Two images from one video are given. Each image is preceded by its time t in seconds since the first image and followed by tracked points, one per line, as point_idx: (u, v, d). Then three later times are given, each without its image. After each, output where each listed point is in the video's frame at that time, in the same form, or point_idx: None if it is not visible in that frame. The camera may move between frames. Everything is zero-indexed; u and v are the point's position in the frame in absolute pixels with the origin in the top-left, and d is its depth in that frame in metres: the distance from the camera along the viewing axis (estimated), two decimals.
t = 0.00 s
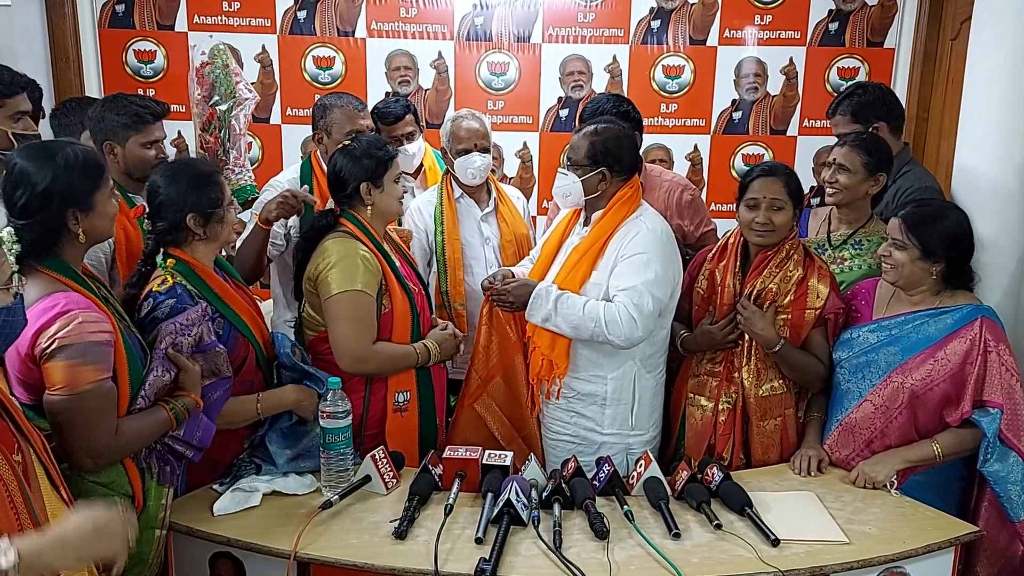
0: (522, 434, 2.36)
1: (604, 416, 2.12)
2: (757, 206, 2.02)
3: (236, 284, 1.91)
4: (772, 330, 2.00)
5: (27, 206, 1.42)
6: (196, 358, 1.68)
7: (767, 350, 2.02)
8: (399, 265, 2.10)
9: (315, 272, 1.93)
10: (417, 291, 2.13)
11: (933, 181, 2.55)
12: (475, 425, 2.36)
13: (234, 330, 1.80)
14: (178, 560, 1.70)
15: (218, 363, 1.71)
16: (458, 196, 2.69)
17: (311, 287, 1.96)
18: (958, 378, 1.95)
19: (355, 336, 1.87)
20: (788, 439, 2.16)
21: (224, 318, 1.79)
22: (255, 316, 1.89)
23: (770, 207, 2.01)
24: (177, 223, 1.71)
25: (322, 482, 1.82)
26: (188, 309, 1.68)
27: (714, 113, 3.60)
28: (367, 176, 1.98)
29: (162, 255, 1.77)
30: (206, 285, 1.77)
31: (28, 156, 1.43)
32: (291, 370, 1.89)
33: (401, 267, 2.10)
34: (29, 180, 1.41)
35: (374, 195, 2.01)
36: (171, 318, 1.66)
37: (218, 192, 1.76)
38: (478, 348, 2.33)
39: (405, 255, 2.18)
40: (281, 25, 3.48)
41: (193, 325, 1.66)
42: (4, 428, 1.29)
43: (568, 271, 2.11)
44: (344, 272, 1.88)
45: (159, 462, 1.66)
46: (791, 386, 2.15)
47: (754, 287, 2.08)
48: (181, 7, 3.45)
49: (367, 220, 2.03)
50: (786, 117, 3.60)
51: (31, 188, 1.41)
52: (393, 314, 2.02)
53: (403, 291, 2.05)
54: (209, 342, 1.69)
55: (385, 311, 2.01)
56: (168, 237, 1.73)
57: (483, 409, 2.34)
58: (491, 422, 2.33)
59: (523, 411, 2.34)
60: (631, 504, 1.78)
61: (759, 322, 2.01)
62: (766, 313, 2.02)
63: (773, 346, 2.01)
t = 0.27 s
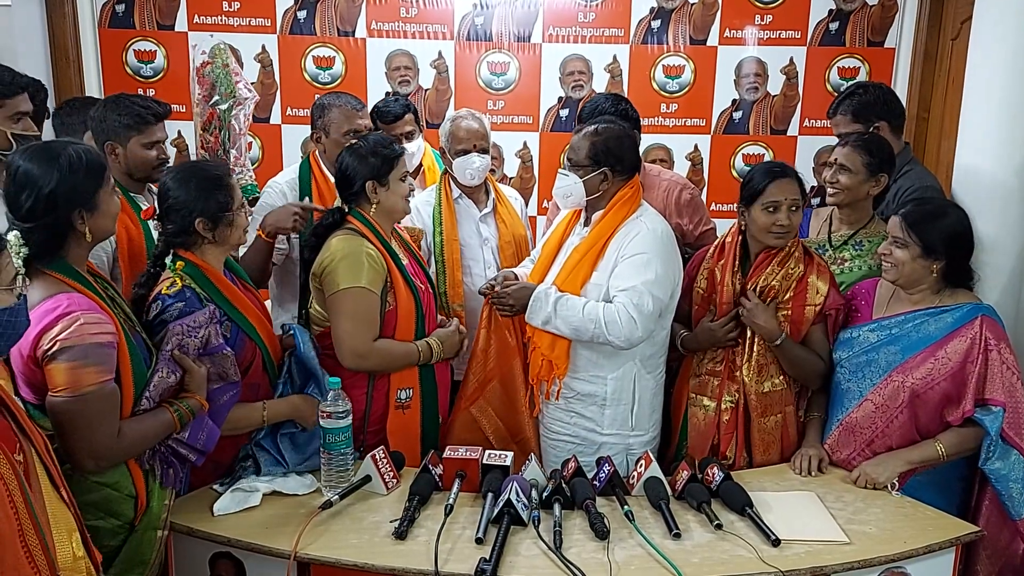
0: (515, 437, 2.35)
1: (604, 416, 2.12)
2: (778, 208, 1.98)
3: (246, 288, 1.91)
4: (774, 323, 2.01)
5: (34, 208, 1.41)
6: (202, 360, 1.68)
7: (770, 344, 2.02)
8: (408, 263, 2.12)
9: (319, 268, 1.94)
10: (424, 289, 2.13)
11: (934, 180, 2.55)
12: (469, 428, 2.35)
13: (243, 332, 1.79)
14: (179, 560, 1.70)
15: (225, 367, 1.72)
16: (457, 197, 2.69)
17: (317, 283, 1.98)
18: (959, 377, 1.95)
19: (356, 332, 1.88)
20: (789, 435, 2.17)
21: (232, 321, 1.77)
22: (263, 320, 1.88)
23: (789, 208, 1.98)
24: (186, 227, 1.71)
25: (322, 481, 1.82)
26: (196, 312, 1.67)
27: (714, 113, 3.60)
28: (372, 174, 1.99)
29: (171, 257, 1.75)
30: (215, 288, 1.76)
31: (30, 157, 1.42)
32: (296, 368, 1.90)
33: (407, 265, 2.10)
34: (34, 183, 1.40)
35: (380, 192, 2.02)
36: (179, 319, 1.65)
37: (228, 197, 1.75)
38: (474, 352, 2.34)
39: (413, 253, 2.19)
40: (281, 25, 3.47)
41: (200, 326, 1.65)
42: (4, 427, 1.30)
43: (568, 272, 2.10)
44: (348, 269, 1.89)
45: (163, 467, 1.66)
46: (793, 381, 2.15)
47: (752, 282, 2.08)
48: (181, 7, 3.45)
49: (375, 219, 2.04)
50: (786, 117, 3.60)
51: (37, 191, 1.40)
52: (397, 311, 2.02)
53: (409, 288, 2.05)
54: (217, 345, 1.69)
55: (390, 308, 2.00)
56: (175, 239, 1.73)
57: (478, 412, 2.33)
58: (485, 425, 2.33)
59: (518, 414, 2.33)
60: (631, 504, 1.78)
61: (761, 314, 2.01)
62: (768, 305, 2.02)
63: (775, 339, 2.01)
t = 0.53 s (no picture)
0: (515, 437, 2.33)
1: (605, 416, 2.12)
2: (793, 212, 1.98)
3: (252, 288, 1.90)
4: (785, 310, 2.00)
5: (34, 205, 1.41)
6: (206, 360, 1.68)
7: (778, 332, 2.03)
8: (412, 262, 2.13)
9: (322, 268, 1.94)
10: (426, 288, 2.14)
11: (934, 180, 2.55)
12: (470, 426, 2.33)
13: (247, 333, 1.79)
14: (179, 560, 1.70)
15: (230, 368, 1.71)
16: (455, 197, 2.69)
17: (320, 283, 1.98)
18: (961, 375, 1.95)
19: (359, 331, 1.89)
20: (792, 433, 2.16)
21: (235, 322, 1.77)
22: (268, 321, 1.88)
23: (802, 212, 1.99)
24: (190, 227, 1.71)
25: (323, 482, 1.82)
26: (201, 313, 1.67)
27: (715, 113, 3.60)
28: (375, 173, 2.00)
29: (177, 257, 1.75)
30: (221, 289, 1.75)
31: (27, 154, 1.42)
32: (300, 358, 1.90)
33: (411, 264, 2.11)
34: (32, 180, 1.41)
35: (382, 192, 2.02)
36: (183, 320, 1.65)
37: (234, 199, 1.74)
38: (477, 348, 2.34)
39: (417, 253, 2.20)
40: (282, 25, 3.47)
41: (202, 327, 1.65)
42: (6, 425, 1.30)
43: (569, 271, 2.11)
44: (353, 268, 1.89)
45: (162, 466, 1.65)
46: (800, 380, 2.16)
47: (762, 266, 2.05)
48: (181, 7, 3.45)
49: (377, 218, 2.04)
50: (786, 117, 3.60)
51: (35, 188, 1.41)
52: (401, 310, 2.02)
53: (412, 287, 2.06)
54: (221, 345, 1.69)
55: (394, 307, 2.01)
56: (181, 239, 1.72)
57: (479, 409, 2.32)
58: (487, 423, 2.32)
59: (519, 415, 2.32)
60: (631, 504, 1.78)
61: (773, 300, 2.00)
62: (782, 291, 2.02)
63: (782, 327, 2.01)
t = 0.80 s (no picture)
0: (515, 433, 2.28)
1: (606, 416, 2.12)
2: (796, 215, 1.98)
3: (254, 287, 1.90)
4: (801, 296, 2.05)
5: (33, 205, 1.41)
6: (206, 359, 1.68)
7: (788, 314, 2.07)
8: (413, 262, 2.13)
9: (323, 267, 1.95)
10: (427, 288, 2.15)
11: (934, 180, 2.55)
12: (469, 422, 2.28)
13: (248, 333, 1.79)
14: (179, 561, 1.70)
15: (230, 368, 1.71)
16: (455, 197, 2.69)
17: (321, 282, 1.98)
18: (961, 375, 1.95)
19: (360, 330, 1.89)
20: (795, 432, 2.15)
21: (236, 321, 1.77)
22: (268, 320, 1.88)
23: (805, 214, 1.99)
24: (191, 226, 1.70)
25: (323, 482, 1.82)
26: (202, 313, 1.67)
27: (715, 113, 3.60)
28: (376, 173, 2.00)
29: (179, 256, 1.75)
30: (223, 290, 1.75)
31: (25, 155, 1.43)
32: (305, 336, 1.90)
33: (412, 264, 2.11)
34: (31, 179, 1.41)
35: (383, 192, 2.02)
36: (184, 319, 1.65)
37: (236, 199, 1.74)
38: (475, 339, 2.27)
39: (417, 252, 2.20)
40: (282, 25, 3.47)
41: (202, 327, 1.65)
42: (9, 426, 1.29)
43: (570, 269, 2.11)
44: (354, 268, 1.89)
45: (161, 465, 1.64)
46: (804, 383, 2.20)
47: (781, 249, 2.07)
48: (181, 7, 3.45)
49: (378, 218, 2.04)
50: (786, 117, 3.60)
51: (35, 188, 1.41)
52: (401, 310, 2.03)
53: (413, 287, 2.07)
54: (221, 344, 1.69)
55: (394, 307, 2.01)
56: (182, 238, 1.72)
57: (477, 404, 2.27)
58: (485, 417, 2.27)
59: (519, 411, 2.26)
60: (632, 504, 1.78)
61: (790, 284, 2.05)
62: (803, 275, 2.06)
63: (796, 310, 2.06)
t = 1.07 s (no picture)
0: (514, 432, 2.29)
1: (607, 417, 2.12)
2: (797, 215, 1.98)
3: (251, 288, 1.91)
4: (810, 286, 2.05)
5: (26, 203, 1.41)
6: (202, 359, 1.69)
7: (797, 304, 2.07)
8: (412, 263, 2.14)
9: (319, 266, 1.96)
10: (426, 289, 2.15)
11: (935, 180, 2.55)
12: (468, 420, 2.28)
13: (245, 333, 1.80)
14: (179, 561, 1.70)
15: (227, 367, 1.72)
16: (456, 197, 2.68)
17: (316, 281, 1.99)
18: (961, 379, 1.95)
19: (353, 328, 1.91)
20: (794, 436, 2.14)
21: (233, 321, 1.77)
22: (264, 320, 1.88)
23: (807, 214, 1.99)
24: (189, 228, 1.70)
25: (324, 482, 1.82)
26: (199, 313, 1.67)
27: (715, 113, 3.60)
28: (375, 173, 2.00)
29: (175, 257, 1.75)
30: (220, 290, 1.76)
31: (18, 153, 1.43)
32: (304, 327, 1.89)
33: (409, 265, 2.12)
34: (24, 178, 1.41)
35: (382, 192, 2.02)
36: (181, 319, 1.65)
37: (237, 203, 1.74)
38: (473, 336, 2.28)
39: (418, 252, 2.21)
40: (282, 25, 3.47)
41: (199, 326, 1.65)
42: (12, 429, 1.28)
43: (573, 268, 2.11)
44: (349, 268, 1.90)
45: (159, 465, 1.65)
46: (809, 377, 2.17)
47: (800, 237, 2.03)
48: (181, 7, 3.46)
49: (377, 219, 2.05)
50: (787, 117, 3.60)
51: (28, 186, 1.41)
52: (396, 311, 2.03)
53: (410, 288, 2.07)
54: (217, 343, 1.69)
55: (389, 308, 2.02)
56: (181, 239, 1.72)
57: (475, 402, 2.27)
58: (483, 416, 2.26)
59: (517, 411, 2.27)
60: (632, 504, 1.78)
61: (802, 275, 2.05)
62: (815, 269, 2.05)
63: (805, 300, 2.06)
